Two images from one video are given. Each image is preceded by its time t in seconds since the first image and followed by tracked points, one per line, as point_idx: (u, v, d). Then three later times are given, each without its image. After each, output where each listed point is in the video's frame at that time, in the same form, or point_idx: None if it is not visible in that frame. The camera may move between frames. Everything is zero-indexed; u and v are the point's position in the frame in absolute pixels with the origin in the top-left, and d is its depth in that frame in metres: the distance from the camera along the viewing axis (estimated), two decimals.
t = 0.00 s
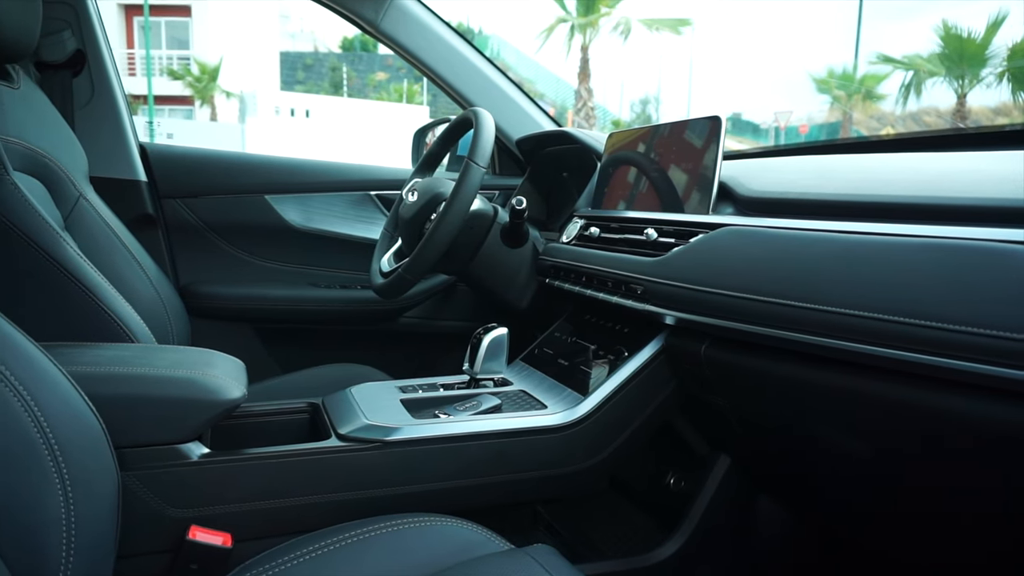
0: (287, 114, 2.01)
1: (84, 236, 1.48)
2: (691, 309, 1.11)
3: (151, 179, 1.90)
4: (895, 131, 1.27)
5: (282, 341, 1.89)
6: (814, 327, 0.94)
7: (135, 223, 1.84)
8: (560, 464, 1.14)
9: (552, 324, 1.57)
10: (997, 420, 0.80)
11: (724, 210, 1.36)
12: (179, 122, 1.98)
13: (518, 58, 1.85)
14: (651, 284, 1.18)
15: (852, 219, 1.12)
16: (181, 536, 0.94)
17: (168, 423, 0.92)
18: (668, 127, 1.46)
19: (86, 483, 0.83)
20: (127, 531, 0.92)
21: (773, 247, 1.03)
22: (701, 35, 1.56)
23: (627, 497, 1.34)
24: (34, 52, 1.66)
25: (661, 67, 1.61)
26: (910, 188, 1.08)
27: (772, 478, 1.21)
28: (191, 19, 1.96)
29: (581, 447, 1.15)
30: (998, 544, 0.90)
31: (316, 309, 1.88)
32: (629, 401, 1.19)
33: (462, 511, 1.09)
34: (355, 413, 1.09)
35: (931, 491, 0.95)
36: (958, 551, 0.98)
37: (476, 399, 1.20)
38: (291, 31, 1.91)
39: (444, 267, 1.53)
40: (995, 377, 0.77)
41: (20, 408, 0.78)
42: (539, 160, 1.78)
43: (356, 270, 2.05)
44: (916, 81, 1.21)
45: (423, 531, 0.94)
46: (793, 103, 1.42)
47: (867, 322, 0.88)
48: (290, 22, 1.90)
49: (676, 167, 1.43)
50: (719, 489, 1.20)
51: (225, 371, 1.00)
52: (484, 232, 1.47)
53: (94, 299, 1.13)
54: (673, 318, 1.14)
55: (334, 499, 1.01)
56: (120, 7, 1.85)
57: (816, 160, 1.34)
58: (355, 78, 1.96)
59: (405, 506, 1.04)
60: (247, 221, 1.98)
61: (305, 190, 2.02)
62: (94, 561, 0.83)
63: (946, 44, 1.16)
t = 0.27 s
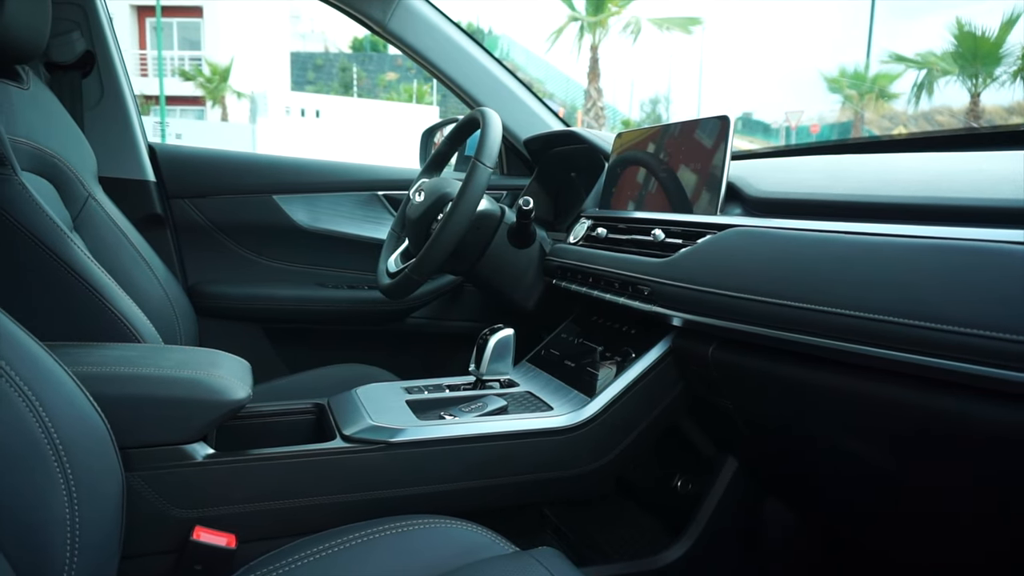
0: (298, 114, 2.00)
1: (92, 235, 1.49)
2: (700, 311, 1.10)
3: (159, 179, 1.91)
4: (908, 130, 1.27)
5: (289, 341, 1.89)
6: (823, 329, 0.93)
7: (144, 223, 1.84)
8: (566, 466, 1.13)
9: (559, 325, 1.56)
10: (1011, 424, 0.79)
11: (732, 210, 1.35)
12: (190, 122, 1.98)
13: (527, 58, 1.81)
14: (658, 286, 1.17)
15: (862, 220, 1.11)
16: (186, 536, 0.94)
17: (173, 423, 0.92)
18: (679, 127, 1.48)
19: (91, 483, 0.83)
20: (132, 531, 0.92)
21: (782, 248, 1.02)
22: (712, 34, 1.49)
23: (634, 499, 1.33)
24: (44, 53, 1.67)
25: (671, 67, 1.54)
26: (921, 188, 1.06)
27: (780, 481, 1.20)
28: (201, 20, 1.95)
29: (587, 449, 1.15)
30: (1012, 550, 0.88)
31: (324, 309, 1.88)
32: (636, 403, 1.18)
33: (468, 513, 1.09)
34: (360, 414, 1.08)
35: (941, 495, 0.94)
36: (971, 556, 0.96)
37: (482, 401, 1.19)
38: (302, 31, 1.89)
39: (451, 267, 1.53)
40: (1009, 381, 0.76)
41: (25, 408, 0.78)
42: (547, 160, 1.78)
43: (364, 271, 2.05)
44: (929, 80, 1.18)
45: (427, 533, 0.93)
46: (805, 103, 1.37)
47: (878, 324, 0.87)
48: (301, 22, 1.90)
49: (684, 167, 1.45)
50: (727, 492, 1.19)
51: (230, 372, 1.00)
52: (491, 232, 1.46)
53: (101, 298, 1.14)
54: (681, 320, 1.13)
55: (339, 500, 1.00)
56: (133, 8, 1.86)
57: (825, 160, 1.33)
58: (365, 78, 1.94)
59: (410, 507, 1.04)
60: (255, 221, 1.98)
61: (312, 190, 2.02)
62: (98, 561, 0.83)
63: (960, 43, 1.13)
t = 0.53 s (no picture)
0: (309, 114, 2.02)
1: (101, 236, 1.50)
2: (706, 313, 1.09)
3: (169, 180, 1.92)
4: (920, 130, 1.25)
5: (297, 341, 1.90)
6: (830, 332, 0.93)
7: (153, 224, 1.85)
8: (571, 468, 1.13)
9: (566, 326, 1.56)
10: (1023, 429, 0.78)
11: (739, 211, 1.34)
12: (201, 123, 2.01)
13: (538, 59, 1.81)
14: (665, 287, 1.17)
15: (872, 221, 1.10)
16: (191, 537, 0.94)
17: (178, 424, 0.93)
18: (688, 127, 1.44)
19: (96, 484, 0.83)
20: (137, 531, 0.92)
21: (791, 250, 1.01)
22: (723, 32, 1.54)
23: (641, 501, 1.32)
24: (54, 56, 1.67)
25: (682, 67, 1.59)
26: (933, 189, 1.05)
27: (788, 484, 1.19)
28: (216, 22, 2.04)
29: (593, 451, 1.14)
30: None
31: (331, 309, 1.88)
32: (642, 405, 1.17)
33: (473, 515, 1.08)
34: (366, 415, 1.08)
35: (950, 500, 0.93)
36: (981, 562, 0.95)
37: (488, 402, 1.19)
38: (313, 32, 1.88)
39: (458, 268, 1.52)
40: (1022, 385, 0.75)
41: (30, 408, 0.78)
42: (555, 160, 1.78)
43: (372, 271, 2.05)
44: (943, 79, 1.18)
45: (431, 535, 0.93)
46: (817, 102, 1.39)
47: (887, 327, 0.86)
48: (312, 24, 1.88)
49: (695, 167, 1.41)
50: (734, 495, 1.18)
51: (236, 373, 1.00)
52: (498, 233, 1.46)
53: (108, 298, 1.15)
54: (687, 322, 1.13)
55: (344, 501, 1.00)
56: (146, 10, 1.87)
57: (834, 161, 1.32)
58: (376, 79, 1.94)
59: (415, 509, 1.03)
60: (263, 222, 1.99)
61: (320, 191, 2.03)
62: (103, 561, 0.83)
63: (974, 41, 1.14)
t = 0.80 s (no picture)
0: (320, 115, 2.01)
1: (110, 237, 1.51)
2: (713, 316, 1.08)
3: (178, 180, 1.93)
4: (935, 129, 1.24)
5: (305, 342, 1.90)
6: (837, 335, 0.92)
7: (161, 224, 1.86)
8: (576, 471, 1.12)
9: (573, 328, 1.55)
10: None
11: (747, 213, 1.33)
12: (214, 124, 2.01)
13: (549, 59, 1.79)
14: (671, 289, 1.16)
15: (881, 223, 1.08)
16: (194, 538, 0.94)
17: (181, 425, 0.93)
18: (700, 127, 1.43)
19: (99, 485, 0.83)
20: (140, 532, 0.92)
21: (798, 252, 0.99)
22: (735, 33, 1.49)
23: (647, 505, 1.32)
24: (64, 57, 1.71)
25: (693, 67, 1.54)
26: (943, 191, 1.03)
27: (795, 488, 1.18)
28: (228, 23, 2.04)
29: (599, 453, 1.14)
30: None
31: (339, 310, 1.89)
32: (648, 408, 1.17)
33: (476, 518, 1.08)
34: (369, 417, 1.08)
35: (958, 506, 0.91)
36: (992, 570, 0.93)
37: (492, 404, 1.18)
38: (325, 34, 1.87)
39: (464, 269, 1.52)
40: None
41: (33, 409, 0.78)
42: (562, 161, 1.77)
43: (380, 271, 2.05)
44: (957, 78, 1.17)
45: (434, 538, 0.93)
46: (829, 102, 1.36)
47: (897, 331, 0.85)
48: (324, 24, 1.87)
49: (705, 167, 1.40)
50: (740, 499, 1.17)
51: (240, 374, 1.00)
52: (505, 234, 1.45)
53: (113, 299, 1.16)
54: (693, 324, 1.12)
55: (347, 504, 1.00)
56: (160, 12, 1.87)
57: (843, 162, 1.30)
58: (387, 79, 1.93)
59: (418, 511, 1.03)
60: (271, 223, 1.99)
61: (328, 192, 2.03)
62: (106, 562, 0.83)
63: (990, 39, 1.13)
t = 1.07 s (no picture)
0: (331, 115, 2.05)
1: (118, 238, 1.51)
2: (721, 320, 1.07)
3: (186, 182, 1.93)
4: (950, 129, 1.20)
5: (312, 343, 1.90)
6: (846, 341, 0.90)
7: (170, 225, 1.86)
8: (583, 475, 1.11)
9: (580, 331, 1.54)
10: None
11: (755, 215, 1.31)
12: (226, 124, 2.04)
13: (559, 58, 1.80)
14: (677, 293, 1.15)
15: (892, 226, 1.06)
16: (197, 541, 0.94)
17: (185, 428, 0.92)
18: (711, 127, 1.40)
19: (102, 489, 0.83)
20: (143, 535, 0.92)
21: (808, 255, 0.98)
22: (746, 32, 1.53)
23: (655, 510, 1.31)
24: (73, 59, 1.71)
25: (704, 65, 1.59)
26: (960, 194, 1.01)
27: (804, 493, 1.17)
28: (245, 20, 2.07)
29: (605, 458, 1.12)
30: None
31: (346, 311, 1.89)
32: (655, 412, 1.15)
33: (481, 523, 1.07)
34: (374, 420, 1.07)
35: (982, 504, 0.89)
36: None
37: (497, 408, 1.18)
38: (336, 34, 1.87)
39: (471, 271, 1.51)
40: None
41: (35, 412, 0.78)
42: (569, 162, 1.75)
43: (388, 273, 2.05)
44: (971, 77, 1.16)
45: (438, 543, 0.92)
46: (841, 101, 1.35)
47: (909, 338, 0.83)
48: (335, 25, 1.86)
49: (716, 167, 1.37)
50: (749, 506, 1.16)
51: (244, 377, 1.00)
52: (511, 236, 1.45)
53: (118, 300, 1.17)
54: (700, 328, 1.11)
55: (351, 508, 0.99)
56: (173, 13, 1.91)
57: (855, 163, 1.29)
58: (398, 79, 1.92)
59: (423, 516, 1.02)
60: (279, 224, 1.99)
61: (336, 193, 2.03)
62: (109, 566, 0.83)
63: (1004, 37, 1.11)
